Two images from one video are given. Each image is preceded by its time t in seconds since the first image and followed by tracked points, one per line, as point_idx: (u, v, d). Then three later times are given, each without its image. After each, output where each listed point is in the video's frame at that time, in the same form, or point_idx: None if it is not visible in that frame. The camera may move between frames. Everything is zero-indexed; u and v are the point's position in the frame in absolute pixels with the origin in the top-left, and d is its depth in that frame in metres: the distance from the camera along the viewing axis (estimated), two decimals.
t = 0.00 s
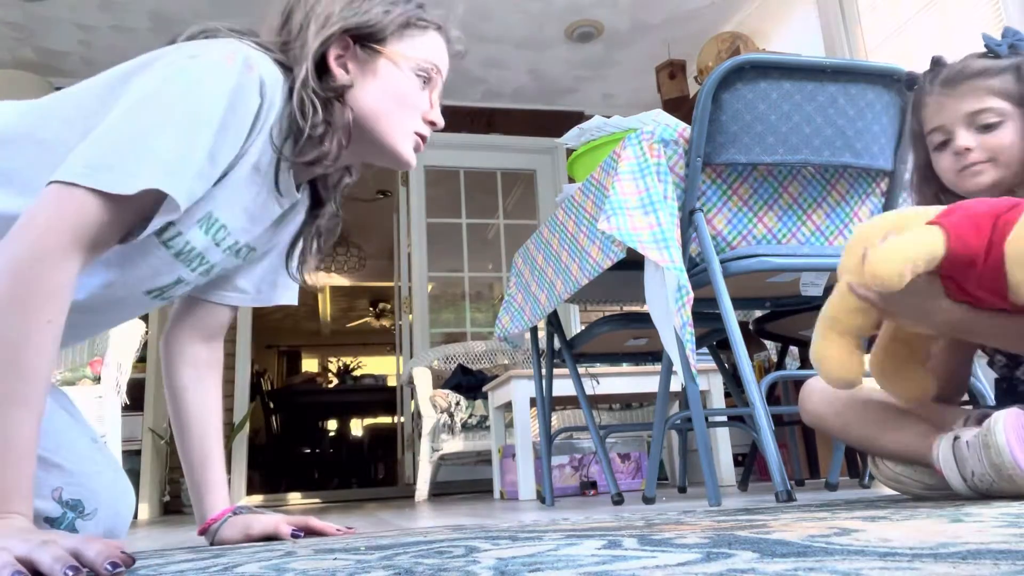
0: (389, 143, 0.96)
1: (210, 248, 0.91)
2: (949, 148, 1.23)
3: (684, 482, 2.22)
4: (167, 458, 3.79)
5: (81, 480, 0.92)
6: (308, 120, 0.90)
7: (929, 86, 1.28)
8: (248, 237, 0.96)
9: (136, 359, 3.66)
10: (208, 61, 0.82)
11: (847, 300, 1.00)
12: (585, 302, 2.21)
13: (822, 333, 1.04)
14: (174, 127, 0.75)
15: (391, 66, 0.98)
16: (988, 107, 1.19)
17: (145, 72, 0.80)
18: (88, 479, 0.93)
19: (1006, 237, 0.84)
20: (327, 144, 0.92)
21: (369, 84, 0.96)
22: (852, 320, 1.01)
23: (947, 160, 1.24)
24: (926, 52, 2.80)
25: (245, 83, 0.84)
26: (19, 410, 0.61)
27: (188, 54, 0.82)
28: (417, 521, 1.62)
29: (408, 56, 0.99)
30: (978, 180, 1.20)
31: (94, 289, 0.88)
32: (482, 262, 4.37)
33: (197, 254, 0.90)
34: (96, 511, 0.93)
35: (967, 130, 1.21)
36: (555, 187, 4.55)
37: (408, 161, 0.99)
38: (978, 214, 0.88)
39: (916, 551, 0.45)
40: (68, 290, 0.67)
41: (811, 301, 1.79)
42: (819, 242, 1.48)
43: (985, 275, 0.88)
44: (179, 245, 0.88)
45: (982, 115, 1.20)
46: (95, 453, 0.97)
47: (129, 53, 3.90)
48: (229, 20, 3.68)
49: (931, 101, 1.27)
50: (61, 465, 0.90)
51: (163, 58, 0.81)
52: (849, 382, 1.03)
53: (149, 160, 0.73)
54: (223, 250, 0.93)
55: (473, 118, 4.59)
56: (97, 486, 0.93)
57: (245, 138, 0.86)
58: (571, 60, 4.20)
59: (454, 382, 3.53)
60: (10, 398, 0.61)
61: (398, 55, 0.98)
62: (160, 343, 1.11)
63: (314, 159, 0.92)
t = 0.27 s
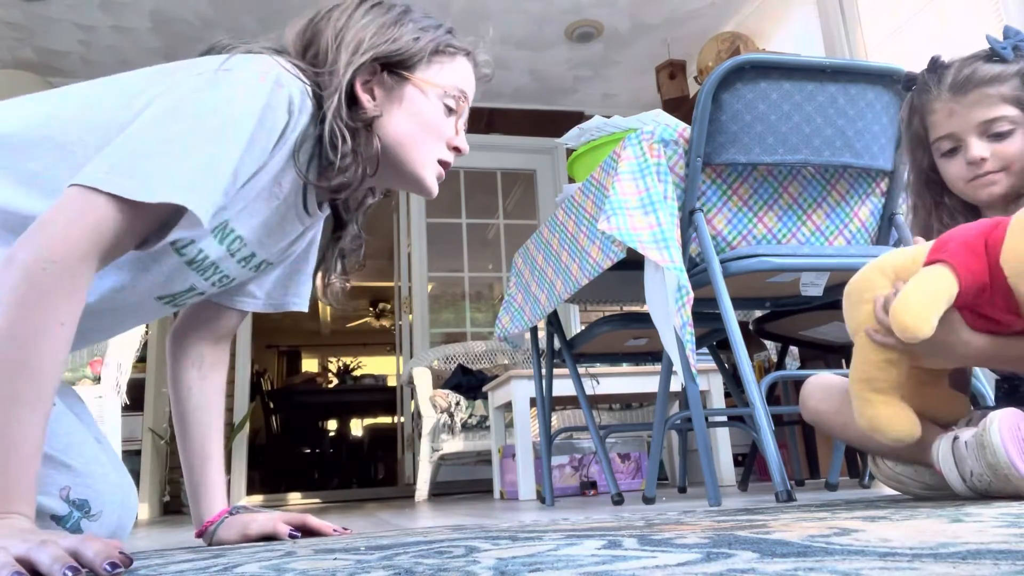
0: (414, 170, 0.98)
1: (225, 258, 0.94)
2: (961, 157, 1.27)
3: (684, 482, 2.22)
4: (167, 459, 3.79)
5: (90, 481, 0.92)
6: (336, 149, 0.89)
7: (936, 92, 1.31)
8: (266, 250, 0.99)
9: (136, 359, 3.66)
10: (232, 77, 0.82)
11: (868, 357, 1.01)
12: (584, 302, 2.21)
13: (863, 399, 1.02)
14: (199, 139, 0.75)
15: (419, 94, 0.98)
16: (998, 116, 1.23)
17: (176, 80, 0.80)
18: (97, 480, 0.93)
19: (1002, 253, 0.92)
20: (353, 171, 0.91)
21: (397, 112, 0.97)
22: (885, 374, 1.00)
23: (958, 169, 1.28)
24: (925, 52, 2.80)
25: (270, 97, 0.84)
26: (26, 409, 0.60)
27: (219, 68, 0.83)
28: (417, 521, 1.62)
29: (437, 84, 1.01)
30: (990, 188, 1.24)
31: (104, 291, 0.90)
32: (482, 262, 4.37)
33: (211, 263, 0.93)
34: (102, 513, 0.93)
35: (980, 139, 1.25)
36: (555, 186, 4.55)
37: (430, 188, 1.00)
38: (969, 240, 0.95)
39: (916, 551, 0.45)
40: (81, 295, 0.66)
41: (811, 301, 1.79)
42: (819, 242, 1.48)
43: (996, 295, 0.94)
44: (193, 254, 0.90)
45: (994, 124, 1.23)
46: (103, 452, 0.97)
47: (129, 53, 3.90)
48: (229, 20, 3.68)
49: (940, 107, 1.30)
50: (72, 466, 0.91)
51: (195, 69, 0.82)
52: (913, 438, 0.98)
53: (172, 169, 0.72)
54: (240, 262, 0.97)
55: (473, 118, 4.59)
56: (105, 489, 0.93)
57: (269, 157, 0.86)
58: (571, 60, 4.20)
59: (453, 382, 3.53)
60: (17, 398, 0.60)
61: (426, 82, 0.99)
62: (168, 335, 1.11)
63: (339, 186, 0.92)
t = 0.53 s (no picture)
0: (415, 155, 0.99)
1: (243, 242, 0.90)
2: (953, 156, 1.27)
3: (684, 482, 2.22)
4: (167, 459, 3.79)
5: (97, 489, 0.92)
6: (348, 128, 0.89)
7: (931, 90, 1.31)
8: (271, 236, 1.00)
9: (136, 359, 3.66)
10: (261, 72, 0.80)
11: (870, 370, 1.03)
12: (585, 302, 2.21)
13: (866, 409, 1.03)
14: (245, 137, 0.74)
15: (425, 77, 0.99)
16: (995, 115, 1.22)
17: (204, 78, 0.78)
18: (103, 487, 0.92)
19: (1003, 272, 0.91)
20: (363, 150, 0.91)
21: (402, 94, 0.97)
22: (887, 388, 1.01)
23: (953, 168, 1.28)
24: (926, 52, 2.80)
25: (302, 92, 0.82)
26: (54, 412, 0.60)
27: (244, 62, 0.81)
28: (417, 521, 1.62)
29: (444, 69, 1.01)
30: (982, 188, 1.25)
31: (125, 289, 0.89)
32: (482, 262, 4.37)
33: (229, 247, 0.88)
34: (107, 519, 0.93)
35: (973, 138, 1.25)
36: (555, 186, 4.55)
37: (431, 173, 1.01)
38: (969, 256, 0.95)
39: (916, 551, 0.45)
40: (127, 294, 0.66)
41: (811, 301, 1.79)
42: (819, 242, 1.48)
43: (996, 314, 0.94)
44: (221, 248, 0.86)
45: (987, 123, 1.23)
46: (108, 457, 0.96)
47: (130, 53, 3.90)
48: (229, 20, 3.68)
49: (936, 106, 1.30)
50: (79, 471, 0.90)
51: (218, 64, 0.80)
52: (918, 448, 0.99)
53: (222, 170, 0.72)
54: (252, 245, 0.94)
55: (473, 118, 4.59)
56: (110, 495, 0.93)
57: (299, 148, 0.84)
58: (571, 60, 4.20)
59: (453, 382, 3.54)
60: (50, 400, 0.60)
61: (433, 66, 1.00)
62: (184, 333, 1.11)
63: (350, 165, 0.92)
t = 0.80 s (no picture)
0: (413, 144, 0.99)
1: (240, 244, 0.93)
2: (958, 155, 1.27)
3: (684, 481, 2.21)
4: (167, 459, 3.79)
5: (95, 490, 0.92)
6: (348, 124, 0.90)
7: (934, 90, 1.31)
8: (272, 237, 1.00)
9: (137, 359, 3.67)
10: (257, 71, 0.80)
11: (876, 364, 1.02)
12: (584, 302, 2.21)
13: (868, 406, 1.03)
14: (237, 133, 0.74)
15: (414, 65, 1.00)
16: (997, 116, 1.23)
17: (197, 73, 0.78)
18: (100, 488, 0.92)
19: (1009, 267, 0.91)
20: (365, 144, 0.91)
21: (394, 84, 0.98)
22: (892, 383, 1.01)
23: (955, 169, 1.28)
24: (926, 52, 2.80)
25: (295, 92, 0.83)
26: (51, 412, 0.60)
27: (238, 60, 0.81)
28: (416, 521, 1.62)
29: (430, 56, 1.02)
30: (986, 188, 1.25)
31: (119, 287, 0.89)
32: (482, 262, 4.37)
33: (226, 248, 0.92)
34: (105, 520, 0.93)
35: (976, 139, 1.25)
36: (555, 187, 4.55)
37: (429, 161, 1.02)
38: (978, 251, 0.95)
39: (916, 551, 0.45)
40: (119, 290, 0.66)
41: (811, 301, 1.79)
42: (819, 242, 1.48)
43: (1003, 308, 0.94)
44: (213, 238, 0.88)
45: (992, 124, 1.23)
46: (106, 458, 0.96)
47: (130, 53, 3.90)
48: (229, 20, 3.68)
49: (939, 106, 1.30)
50: (75, 473, 0.91)
51: (214, 61, 0.80)
52: (919, 446, 0.99)
53: (212, 166, 0.71)
54: (250, 246, 0.96)
55: (473, 118, 4.59)
56: (108, 496, 0.93)
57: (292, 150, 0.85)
58: (571, 60, 4.20)
59: (453, 382, 3.54)
60: (46, 399, 0.60)
61: (420, 54, 1.01)
62: (177, 335, 1.11)
63: (355, 162, 0.91)
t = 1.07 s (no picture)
0: (386, 134, 0.97)
1: (218, 238, 0.93)
2: (959, 157, 1.27)
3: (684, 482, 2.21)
4: (168, 459, 3.79)
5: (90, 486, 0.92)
6: (318, 112, 0.88)
7: (937, 91, 1.31)
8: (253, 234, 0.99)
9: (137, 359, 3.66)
10: (221, 57, 0.80)
11: (873, 368, 1.02)
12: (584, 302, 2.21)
13: (866, 409, 1.03)
14: (202, 120, 0.74)
15: (389, 55, 0.98)
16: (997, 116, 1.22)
17: (164, 62, 0.78)
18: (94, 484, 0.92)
19: (999, 269, 0.91)
20: (338, 133, 0.91)
21: (368, 73, 0.96)
22: (890, 386, 1.01)
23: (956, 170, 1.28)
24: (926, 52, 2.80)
25: (263, 75, 0.83)
26: (37, 409, 0.60)
27: (205, 46, 0.81)
28: (416, 521, 1.62)
29: (406, 44, 1.00)
30: (986, 192, 1.25)
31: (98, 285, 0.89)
32: (482, 262, 4.37)
33: (204, 242, 0.92)
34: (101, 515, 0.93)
35: (977, 140, 1.25)
36: (555, 187, 4.55)
37: (403, 151, 1.00)
38: (969, 254, 0.96)
39: (916, 551, 0.45)
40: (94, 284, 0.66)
41: (811, 301, 1.79)
42: (819, 242, 1.48)
43: (997, 310, 0.93)
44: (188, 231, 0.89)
45: (993, 125, 1.23)
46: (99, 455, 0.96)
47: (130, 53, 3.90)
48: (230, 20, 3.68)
49: (942, 106, 1.30)
50: (66, 471, 0.91)
51: (180, 49, 0.80)
52: (918, 448, 0.99)
53: (181, 153, 0.71)
54: (229, 240, 0.96)
55: (473, 118, 4.59)
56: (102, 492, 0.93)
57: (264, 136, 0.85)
58: (571, 60, 4.20)
59: (453, 382, 3.54)
60: (28, 397, 0.60)
61: (395, 43, 0.98)
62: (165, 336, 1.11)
63: (328, 150, 0.91)
